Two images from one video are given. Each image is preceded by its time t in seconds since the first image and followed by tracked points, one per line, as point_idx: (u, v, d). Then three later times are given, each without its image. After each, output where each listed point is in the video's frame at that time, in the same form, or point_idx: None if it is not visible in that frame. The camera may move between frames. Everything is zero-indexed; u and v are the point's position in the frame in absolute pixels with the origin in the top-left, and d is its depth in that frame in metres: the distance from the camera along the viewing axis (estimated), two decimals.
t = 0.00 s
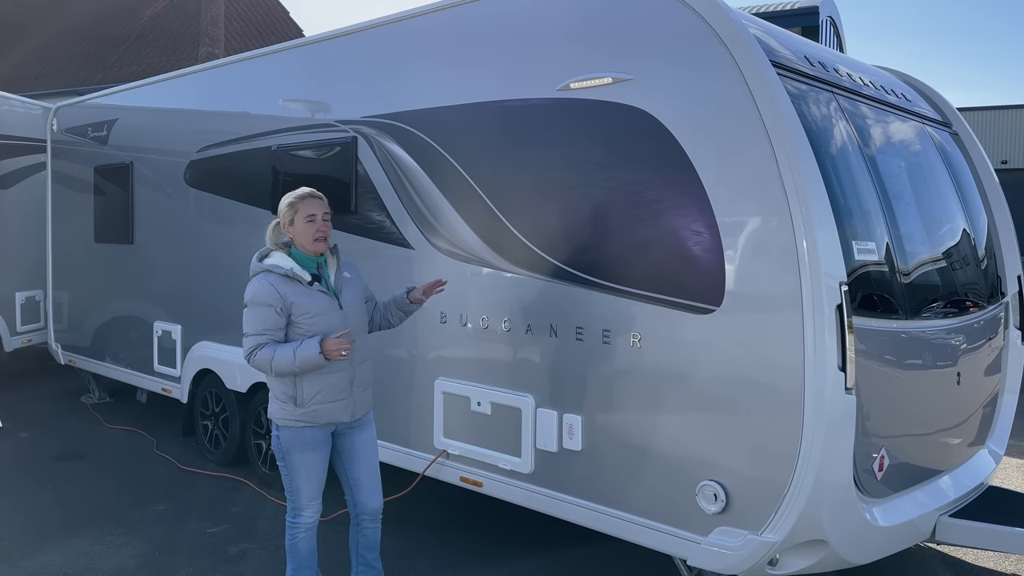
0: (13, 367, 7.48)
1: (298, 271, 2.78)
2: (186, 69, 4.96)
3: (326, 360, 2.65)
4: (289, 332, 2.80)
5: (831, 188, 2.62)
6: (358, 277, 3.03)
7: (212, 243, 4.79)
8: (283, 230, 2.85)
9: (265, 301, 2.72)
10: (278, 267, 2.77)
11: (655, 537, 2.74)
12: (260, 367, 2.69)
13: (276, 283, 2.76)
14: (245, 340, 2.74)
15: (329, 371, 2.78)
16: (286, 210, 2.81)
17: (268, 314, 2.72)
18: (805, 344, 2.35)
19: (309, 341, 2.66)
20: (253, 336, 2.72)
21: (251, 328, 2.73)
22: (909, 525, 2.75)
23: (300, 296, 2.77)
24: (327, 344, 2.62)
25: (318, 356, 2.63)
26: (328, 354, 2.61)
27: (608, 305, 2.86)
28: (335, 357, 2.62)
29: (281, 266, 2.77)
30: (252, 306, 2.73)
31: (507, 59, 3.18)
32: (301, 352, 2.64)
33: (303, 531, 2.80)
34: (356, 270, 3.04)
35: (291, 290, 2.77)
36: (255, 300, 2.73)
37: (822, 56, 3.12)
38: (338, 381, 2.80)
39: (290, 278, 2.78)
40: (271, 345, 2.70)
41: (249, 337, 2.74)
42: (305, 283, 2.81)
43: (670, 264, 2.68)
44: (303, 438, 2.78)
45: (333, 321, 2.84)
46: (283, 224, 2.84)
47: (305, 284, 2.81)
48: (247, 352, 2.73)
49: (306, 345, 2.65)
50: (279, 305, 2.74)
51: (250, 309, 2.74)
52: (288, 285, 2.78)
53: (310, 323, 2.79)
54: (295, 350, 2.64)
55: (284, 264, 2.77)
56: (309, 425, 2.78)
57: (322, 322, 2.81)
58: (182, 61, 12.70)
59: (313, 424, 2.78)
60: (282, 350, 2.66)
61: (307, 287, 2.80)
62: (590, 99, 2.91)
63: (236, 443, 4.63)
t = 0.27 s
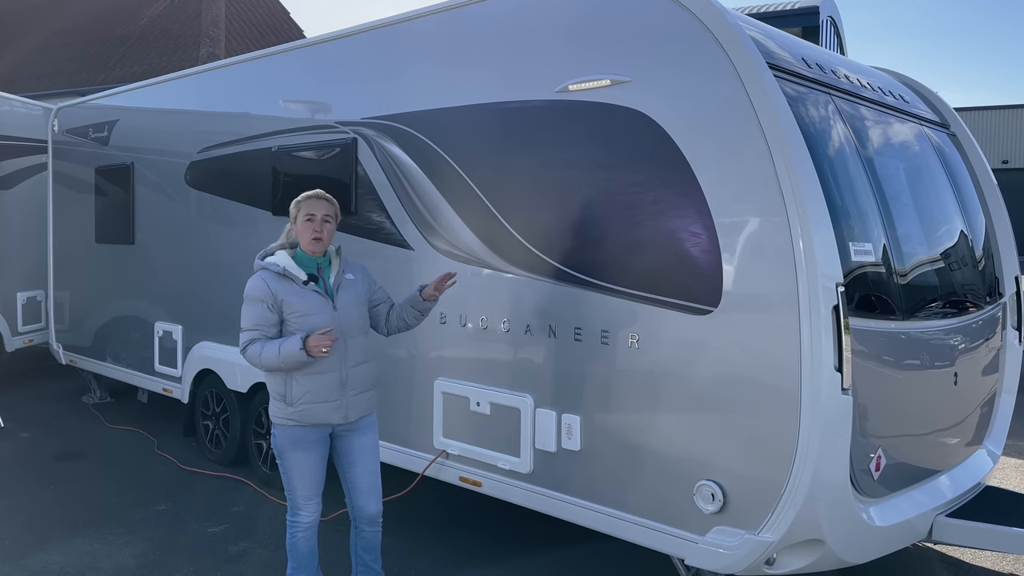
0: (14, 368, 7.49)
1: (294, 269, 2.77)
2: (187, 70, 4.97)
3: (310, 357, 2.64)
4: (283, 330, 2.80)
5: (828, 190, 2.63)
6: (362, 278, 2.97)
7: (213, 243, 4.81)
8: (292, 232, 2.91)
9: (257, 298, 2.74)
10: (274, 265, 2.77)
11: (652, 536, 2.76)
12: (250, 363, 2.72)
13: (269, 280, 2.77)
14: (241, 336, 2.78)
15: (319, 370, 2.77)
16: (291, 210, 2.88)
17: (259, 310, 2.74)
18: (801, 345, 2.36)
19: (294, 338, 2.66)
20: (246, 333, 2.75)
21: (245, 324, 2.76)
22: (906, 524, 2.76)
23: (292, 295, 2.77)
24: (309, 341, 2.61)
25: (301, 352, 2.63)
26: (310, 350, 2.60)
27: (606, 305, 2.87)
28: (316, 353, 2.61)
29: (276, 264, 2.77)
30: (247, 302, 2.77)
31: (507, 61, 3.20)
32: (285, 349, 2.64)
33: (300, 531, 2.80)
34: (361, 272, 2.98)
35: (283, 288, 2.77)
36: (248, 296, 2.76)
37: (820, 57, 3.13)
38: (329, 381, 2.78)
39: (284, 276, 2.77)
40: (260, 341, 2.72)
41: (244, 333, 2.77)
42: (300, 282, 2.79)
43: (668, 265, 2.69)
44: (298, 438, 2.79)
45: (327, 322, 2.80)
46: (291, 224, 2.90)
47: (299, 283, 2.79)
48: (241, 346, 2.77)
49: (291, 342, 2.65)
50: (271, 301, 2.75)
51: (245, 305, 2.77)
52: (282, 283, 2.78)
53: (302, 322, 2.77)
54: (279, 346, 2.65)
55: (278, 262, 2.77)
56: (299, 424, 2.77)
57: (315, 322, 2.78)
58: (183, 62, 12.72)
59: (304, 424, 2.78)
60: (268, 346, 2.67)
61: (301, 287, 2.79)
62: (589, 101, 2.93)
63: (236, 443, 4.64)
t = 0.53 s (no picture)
0: (17, 368, 7.54)
1: (295, 270, 2.82)
2: (190, 73, 5.02)
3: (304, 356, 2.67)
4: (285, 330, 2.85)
5: (823, 192, 2.67)
6: (364, 280, 3.00)
7: (215, 244, 4.85)
8: (301, 233, 2.98)
9: (259, 297, 2.80)
10: (275, 265, 2.83)
11: (650, 533, 2.80)
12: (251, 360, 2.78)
13: (271, 281, 2.83)
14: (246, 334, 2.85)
15: (317, 370, 2.80)
16: (302, 211, 2.94)
17: (261, 309, 2.80)
18: (796, 345, 2.41)
19: (291, 337, 2.70)
20: (249, 331, 2.82)
21: (248, 323, 2.83)
22: (901, 522, 2.80)
23: (292, 295, 2.81)
24: (303, 339, 2.65)
25: (295, 350, 2.67)
26: (302, 349, 2.64)
27: (604, 306, 2.91)
28: (308, 352, 2.64)
29: (277, 265, 2.83)
30: (251, 301, 2.84)
31: (507, 65, 3.24)
32: (281, 347, 2.68)
33: (304, 527, 2.85)
34: (365, 274, 3.01)
35: (284, 288, 2.82)
36: (251, 295, 2.82)
37: (815, 61, 3.17)
38: (326, 381, 2.82)
39: (285, 277, 2.82)
40: (261, 339, 2.78)
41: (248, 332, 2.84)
42: (300, 282, 2.83)
43: (665, 266, 2.73)
44: (300, 436, 2.83)
45: (325, 323, 2.83)
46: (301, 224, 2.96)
47: (300, 283, 2.83)
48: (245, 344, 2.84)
49: (286, 341, 2.69)
50: (273, 301, 2.81)
51: (250, 304, 2.84)
52: (283, 283, 2.83)
53: (301, 322, 2.81)
54: (276, 345, 2.69)
55: (280, 263, 2.83)
56: (298, 422, 2.82)
57: (313, 322, 2.81)
58: (185, 63, 12.78)
59: (303, 422, 2.82)
60: (265, 344, 2.72)
61: (301, 287, 2.83)
62: (588, 104, 2.97)
63: (239, 442, 4.68)
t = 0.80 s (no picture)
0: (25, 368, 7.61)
1: (308, 272, 2.89)
2: (198, 76, 5.09)
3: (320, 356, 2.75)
4: (299, 331, 2.92)
5: (821, 196, 2.74)
6: (375, 281, 3.07)
7: (224, 245, 4.92)
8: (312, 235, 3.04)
9: (273, 299, 2.89)
10: (288, 268, 2.90)
11: (653, 527, 2.87)
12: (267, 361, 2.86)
13: (285, 283, 2.91)
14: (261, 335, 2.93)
15: (330, 368, 2.88)
16: (313, 214, 3.00)
17: (275, 310, 2.88)
18: (795, 344, 2.48)
19: (306, 338, 2.78)
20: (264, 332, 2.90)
21: (264, 324, 2.91)
22: (897, 516, 2.87)
23: (305, 296, 2.89)
24: (320, 340, 2.73)
25: (312, 352, 2.75)
26: (319, 350, 2.72)
27: (608, 306, 2.99)
28: (325, 353, 2.72)
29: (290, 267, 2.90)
30: (265, 303, 2.91)
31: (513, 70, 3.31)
32: (297, 348, 2.76)
33: (317, 521, 2.93)
34: (376, 274, 3.08)
35: (297, 290, 2.89)
36: (265, 297, 2.90)
37: (814, 66, 3.24)
38: (340, 379, 2.89)
39: (298, 279, 2.90)
40: (276, 340, 2.86)
41: (263, 333, 2.91)
42: (312, 284, 2.90)
43: (668, 267, 2.81)
44: (314, 433, 2.91)
45: (338, 322, 2.90)
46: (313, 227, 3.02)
47: (312, 285, 2.90)
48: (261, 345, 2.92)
49: (303, 342, 2.77)
50: (287, 302, 2.88)
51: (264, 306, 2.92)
52: (296, 285, 2.90)
53: (314, 323, 2.88)
54: (292, 346, 2.77)
55: (293, 266, 2.90)
56: (313, 419, 2.90)
57: (326, 322, 2.89)
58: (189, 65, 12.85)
59: (317, 419, 2.90)
60: (282, 345, 2.80)
61: (314, 289, 2.90)
62: (593, 109, 3.04)
63: (248, 439, 4.76)
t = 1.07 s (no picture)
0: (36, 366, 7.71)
1: (327, 270, 3.00)
2: (211, 79, 5.19)
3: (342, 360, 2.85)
4: (318, 329, 3.03)
5: (821, 196, 2.85)
6: (390, 279, 3.19)
7: (236, 245, 5.02)
8: (328, 236, 3.15)
9: (294, 298, 2.98)
10: (308, 267, 3.01)
11: (659, 516, 2.97)
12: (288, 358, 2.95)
13: (305, 282, 3.01)
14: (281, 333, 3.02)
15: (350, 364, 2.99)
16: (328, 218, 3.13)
17: (296, 309, 2.97)
18: (795, 339, 2.58)
19: (330, 341, 2.88)
20: (285, 330, 2.99)
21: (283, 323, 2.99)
22: (894, 505, 2.97)
23: (325, 295, 3.00)
24: (343, 345, 2.83)
25: (334, 355, 2.85)
26: (343, 354, 2.82)
27: (615, 303, 3.09)
28: (347, 358, 2.82)
29: (310, 267, 3.01)
30: (285, 302, 3.00)
31: (522, 75, 3.41)
32: (320, 350, 2.86)
33: (334, 511, 3.03)
34: (390, 273, 3.20)
35: (318, 289, 3.00)
36: (286, 297, 3.00)
37: (814, 71, 3.34)
38: (358, 373, 3.00)
39: (319, 278, 3.01)
40: (298, 338, 2.95)
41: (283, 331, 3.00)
42: (331, 282, 3.02)
43: (673, 266, 2.91)
44: (331, 425, 3.01)
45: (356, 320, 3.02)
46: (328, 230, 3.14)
47: (331, 284, 3.01)
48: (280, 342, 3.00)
49: (326, 344, 2.87)
50: (307, 300, 2.98)
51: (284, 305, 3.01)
52: (316, 284, 3.01)
53: (334, 320, 2.99)
54: (315, 348, 2.87)
55: (313, 265, 3.01)
56: (331, 412, 3.00)
57: (345, 320, 3.00)
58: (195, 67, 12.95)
59: (335, 412, 3.00)
60: (304, 345, 2.89)
61: (333, 287, 3.01)
62: (600, 113, 3.14)
63: (260, 434, 4.86)
